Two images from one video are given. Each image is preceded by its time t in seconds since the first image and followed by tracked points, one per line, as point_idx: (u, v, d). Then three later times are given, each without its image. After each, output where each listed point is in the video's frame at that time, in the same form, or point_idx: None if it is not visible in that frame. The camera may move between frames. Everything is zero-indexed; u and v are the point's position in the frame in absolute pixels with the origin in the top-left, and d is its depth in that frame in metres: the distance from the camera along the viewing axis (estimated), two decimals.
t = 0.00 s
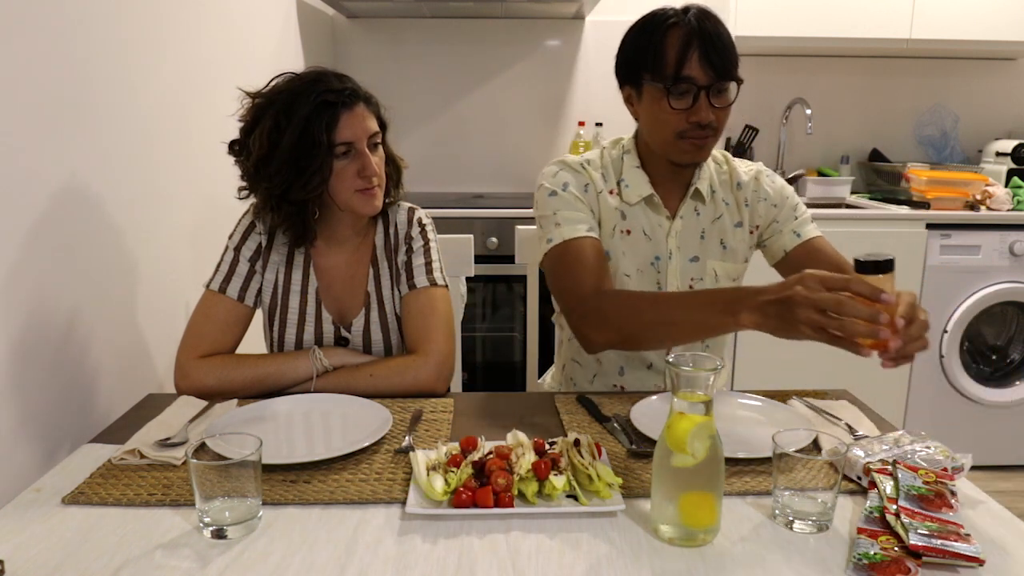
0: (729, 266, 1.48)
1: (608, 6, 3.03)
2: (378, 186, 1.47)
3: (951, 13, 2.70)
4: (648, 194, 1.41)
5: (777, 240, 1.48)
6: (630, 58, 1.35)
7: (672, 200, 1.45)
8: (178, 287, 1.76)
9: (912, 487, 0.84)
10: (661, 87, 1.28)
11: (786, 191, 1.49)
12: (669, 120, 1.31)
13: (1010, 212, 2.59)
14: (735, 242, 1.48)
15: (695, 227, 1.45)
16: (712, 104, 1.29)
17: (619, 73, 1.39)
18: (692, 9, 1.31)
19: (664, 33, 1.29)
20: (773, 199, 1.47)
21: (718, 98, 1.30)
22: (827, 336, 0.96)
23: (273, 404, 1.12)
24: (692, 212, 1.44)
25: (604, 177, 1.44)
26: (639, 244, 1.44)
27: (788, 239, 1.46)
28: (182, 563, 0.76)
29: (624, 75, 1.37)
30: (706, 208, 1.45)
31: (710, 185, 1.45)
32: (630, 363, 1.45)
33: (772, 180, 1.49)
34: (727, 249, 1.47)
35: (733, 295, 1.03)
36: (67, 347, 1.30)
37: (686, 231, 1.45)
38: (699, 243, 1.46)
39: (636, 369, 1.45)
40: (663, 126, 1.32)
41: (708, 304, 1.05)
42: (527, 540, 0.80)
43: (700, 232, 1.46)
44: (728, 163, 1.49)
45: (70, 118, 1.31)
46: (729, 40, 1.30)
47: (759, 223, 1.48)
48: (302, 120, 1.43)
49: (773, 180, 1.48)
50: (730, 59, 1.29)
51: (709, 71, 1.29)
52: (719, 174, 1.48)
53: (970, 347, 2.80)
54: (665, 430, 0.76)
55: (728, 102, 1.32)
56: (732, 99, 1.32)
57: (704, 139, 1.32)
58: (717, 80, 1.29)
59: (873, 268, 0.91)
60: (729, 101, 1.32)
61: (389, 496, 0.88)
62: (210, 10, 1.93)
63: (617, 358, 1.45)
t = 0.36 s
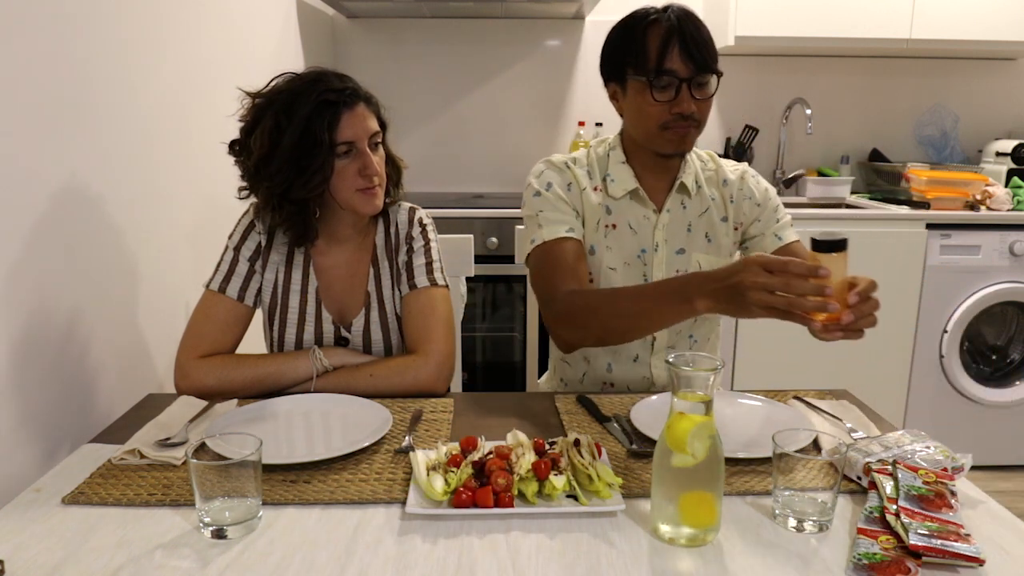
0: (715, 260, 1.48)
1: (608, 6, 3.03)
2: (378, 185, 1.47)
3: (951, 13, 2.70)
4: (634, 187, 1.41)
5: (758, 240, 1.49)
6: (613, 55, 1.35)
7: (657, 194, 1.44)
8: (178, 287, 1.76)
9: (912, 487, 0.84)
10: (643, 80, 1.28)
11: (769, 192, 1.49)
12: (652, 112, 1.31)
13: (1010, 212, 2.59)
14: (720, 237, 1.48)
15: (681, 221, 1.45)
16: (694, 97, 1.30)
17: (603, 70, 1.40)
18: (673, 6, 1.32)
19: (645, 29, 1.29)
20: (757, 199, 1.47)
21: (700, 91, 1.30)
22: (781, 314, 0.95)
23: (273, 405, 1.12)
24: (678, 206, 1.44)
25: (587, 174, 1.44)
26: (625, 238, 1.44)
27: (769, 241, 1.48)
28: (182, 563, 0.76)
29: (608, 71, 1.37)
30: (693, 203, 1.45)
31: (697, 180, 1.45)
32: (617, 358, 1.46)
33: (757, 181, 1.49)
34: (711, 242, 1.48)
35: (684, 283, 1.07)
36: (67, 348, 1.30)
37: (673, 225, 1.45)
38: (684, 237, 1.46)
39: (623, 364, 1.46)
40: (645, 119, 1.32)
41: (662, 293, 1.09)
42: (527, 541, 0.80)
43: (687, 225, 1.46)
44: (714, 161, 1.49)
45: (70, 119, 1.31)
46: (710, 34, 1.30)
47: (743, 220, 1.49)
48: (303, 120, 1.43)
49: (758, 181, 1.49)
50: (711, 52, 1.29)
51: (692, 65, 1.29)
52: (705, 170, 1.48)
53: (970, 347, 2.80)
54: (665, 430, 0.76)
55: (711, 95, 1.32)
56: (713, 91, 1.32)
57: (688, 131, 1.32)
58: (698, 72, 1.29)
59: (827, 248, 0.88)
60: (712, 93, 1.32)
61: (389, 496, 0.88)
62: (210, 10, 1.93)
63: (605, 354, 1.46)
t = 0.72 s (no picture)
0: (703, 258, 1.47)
1: (608, 6, 3.03)
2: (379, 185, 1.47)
3: (951, 13, 2.70)
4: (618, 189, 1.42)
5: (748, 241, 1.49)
6: (591, 56, 1.36)
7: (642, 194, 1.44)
8: (178, 287, 1.76)
9: (912, 486, 0.84)
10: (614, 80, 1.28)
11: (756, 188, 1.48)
12: (626, 112, 1.31)
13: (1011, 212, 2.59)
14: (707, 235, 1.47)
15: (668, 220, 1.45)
16: (667, 95, 1.28)
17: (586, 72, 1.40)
18: (650, 6, 1.31)
19: (618, 30, 1.29)
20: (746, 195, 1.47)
21: (675, 89, 1.28)
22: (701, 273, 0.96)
23: (274, 404, 1.12)
24: (664, 204, 1.44)
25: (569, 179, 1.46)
26: (609, 240, 1.45)
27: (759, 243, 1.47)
28: (182, 563, 0.76)
29: (588, 73, 1.38)
30: (679, 202, 1.45)
31: (684, 178, 1.44)
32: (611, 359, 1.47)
33: (744, 175, 1.48)
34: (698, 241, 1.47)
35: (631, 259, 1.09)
36: (66, 348, 1.30)
37: (660, 224, 1.45)
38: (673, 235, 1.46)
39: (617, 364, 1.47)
40: (620, 118, 1.33)
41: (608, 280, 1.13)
42: (527, 541, 0.80)
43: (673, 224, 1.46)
44: (702, 158, 1.49)
45: (70, 119, 1.31)
46: (686, 33, 1.29)
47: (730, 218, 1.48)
48: (307, 119, 1.43)
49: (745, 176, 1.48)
50: (686, 51, 1.28)
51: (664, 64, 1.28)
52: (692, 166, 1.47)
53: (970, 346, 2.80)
54: (665, 430, 0.76)
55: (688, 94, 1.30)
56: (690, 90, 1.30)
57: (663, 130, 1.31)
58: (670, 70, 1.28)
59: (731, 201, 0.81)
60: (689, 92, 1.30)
61: (389, 496, 0.88)
62: (210, 10, 1.93)
63: (599, 354, 1.48)
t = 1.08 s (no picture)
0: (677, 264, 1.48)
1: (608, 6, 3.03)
2: (356, 183, 1.46)
3: (951, 13, 2.70)
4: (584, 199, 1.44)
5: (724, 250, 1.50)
6: (543, 69, 1.39)
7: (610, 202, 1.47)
8: (178, 287, 1.76)
9: (912, 486, 0.84)
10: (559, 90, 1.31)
11: (734, 192, 1.49)
12: (571, 121, 1.33)
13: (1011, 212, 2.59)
14: (682, 240, 1.48)
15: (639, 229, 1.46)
16: (609, 101, 1.30)
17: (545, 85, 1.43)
18: (593, 14, 1.33)
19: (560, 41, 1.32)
20: (720, 199, 1.48)
21: (618, 94, 1.29)
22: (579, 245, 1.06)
23: (274, 405, 1.12)
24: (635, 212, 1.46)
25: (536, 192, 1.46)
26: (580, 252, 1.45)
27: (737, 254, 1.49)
28: (182, 563, 0.76)
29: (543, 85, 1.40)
30: (649, 209, 1.46)
31: (654, 182, 1.46)
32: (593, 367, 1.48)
33: (720, 178, 1.49)
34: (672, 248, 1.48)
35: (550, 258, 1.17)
36: (66, 348, 1.30)
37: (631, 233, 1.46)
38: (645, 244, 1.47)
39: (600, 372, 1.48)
40: (568, 127, 1.35)
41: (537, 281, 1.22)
42: (527, 541, 0.80)
43: (645, 231, 1.47)
44: (676, 160, 1.50)
45: (70, 118, 1.31)
46: (629, 37, 1.30)
47: (707, 222, 1.49)
48: (277, 120, 1.46)
49: (721, 179, 1.48)
50: (627, 55, 1.29)
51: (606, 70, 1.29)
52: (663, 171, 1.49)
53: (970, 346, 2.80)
54: (665, 430, 0.76)
55: (635, 97, 1.31)
56: (637, 92, 1.30)
57: (610, 134, 1.32)
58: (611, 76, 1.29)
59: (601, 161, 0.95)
60: (636, 95, 1.31)
61: (389, 496, 0.88)
62: (210, 10, 1.93)
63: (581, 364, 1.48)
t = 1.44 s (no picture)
0: (672, 270, 1.47)
1: (608, 6, 3.03)
2: (340, 181, 1.45)
3: (952, 13, 2.70)
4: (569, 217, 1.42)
5: (714, 250, 1.53)
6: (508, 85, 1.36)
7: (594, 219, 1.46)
8: (178, 287, 1.76)
9: (912, 487, 0.84)
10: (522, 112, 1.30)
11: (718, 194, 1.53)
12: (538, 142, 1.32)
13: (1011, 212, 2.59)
14: (674, 246, 1.48)
15: (628, 239, 1.45)
16: (574, 121, 1.28)
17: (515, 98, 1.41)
18: (554, 26, 1.29)
19: (521, 60, 1.29)
20: (707, 200, 1.50)
21: (582, 113, 1.28)
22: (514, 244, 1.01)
23: (274, 405, 1.12)
24: (620, 224, 1.45)
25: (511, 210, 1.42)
26: (570, 267, 1.44)
27: (727, 250, 1.54)
28: (182, 563, 0.76)
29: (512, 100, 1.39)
30: (634, 219, 1.45)
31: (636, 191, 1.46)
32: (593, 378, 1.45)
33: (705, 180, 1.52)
34: (666, 255, 1.48)
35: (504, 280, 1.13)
36: (66, 348, 1.30)
37: (620, 244, 1.45)
38: (636, 253, 1.46)
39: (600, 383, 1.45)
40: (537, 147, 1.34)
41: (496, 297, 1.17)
42: (528, 541, 0.80)
43: (636, 241, 1.46)
44: (659, 163, 1.51)
45: (70, 119, 1.31)
46: (592, 52, 1.26)
47: (698, 225, 1.51)
48: (258, 124, 1.49)
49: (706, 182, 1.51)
50: (590, 72, 1.26)
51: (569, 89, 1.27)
52: (646, 178, 1.49)
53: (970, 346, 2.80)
54: (665, 430, 0.76)
55: (600, 115, 1.29)
56: (602, 108, 1.28)
57: (579, 155, 1.31)
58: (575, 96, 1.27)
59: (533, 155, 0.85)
60: (601, 113, 1.29)
61: (389, 496, 0.88)
62: (210, 10, 1.93)
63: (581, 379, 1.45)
